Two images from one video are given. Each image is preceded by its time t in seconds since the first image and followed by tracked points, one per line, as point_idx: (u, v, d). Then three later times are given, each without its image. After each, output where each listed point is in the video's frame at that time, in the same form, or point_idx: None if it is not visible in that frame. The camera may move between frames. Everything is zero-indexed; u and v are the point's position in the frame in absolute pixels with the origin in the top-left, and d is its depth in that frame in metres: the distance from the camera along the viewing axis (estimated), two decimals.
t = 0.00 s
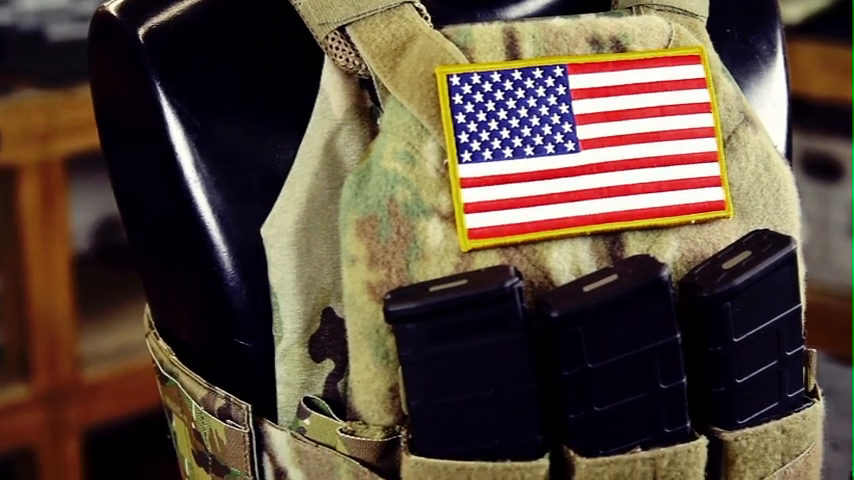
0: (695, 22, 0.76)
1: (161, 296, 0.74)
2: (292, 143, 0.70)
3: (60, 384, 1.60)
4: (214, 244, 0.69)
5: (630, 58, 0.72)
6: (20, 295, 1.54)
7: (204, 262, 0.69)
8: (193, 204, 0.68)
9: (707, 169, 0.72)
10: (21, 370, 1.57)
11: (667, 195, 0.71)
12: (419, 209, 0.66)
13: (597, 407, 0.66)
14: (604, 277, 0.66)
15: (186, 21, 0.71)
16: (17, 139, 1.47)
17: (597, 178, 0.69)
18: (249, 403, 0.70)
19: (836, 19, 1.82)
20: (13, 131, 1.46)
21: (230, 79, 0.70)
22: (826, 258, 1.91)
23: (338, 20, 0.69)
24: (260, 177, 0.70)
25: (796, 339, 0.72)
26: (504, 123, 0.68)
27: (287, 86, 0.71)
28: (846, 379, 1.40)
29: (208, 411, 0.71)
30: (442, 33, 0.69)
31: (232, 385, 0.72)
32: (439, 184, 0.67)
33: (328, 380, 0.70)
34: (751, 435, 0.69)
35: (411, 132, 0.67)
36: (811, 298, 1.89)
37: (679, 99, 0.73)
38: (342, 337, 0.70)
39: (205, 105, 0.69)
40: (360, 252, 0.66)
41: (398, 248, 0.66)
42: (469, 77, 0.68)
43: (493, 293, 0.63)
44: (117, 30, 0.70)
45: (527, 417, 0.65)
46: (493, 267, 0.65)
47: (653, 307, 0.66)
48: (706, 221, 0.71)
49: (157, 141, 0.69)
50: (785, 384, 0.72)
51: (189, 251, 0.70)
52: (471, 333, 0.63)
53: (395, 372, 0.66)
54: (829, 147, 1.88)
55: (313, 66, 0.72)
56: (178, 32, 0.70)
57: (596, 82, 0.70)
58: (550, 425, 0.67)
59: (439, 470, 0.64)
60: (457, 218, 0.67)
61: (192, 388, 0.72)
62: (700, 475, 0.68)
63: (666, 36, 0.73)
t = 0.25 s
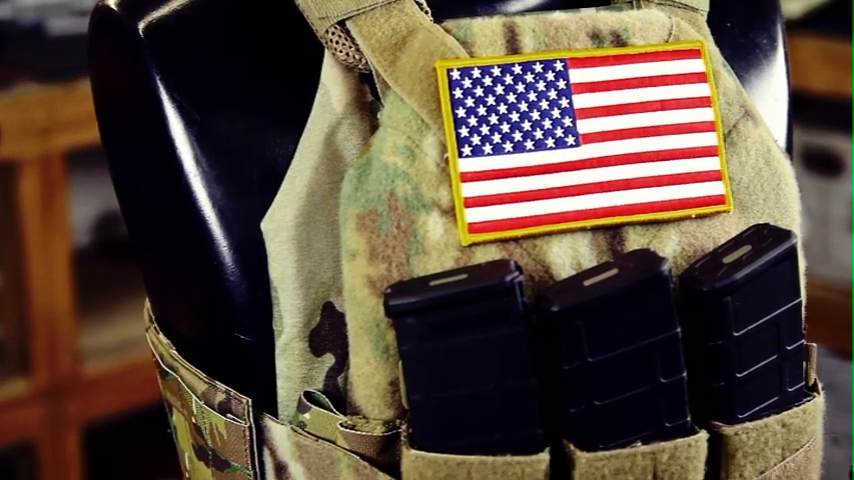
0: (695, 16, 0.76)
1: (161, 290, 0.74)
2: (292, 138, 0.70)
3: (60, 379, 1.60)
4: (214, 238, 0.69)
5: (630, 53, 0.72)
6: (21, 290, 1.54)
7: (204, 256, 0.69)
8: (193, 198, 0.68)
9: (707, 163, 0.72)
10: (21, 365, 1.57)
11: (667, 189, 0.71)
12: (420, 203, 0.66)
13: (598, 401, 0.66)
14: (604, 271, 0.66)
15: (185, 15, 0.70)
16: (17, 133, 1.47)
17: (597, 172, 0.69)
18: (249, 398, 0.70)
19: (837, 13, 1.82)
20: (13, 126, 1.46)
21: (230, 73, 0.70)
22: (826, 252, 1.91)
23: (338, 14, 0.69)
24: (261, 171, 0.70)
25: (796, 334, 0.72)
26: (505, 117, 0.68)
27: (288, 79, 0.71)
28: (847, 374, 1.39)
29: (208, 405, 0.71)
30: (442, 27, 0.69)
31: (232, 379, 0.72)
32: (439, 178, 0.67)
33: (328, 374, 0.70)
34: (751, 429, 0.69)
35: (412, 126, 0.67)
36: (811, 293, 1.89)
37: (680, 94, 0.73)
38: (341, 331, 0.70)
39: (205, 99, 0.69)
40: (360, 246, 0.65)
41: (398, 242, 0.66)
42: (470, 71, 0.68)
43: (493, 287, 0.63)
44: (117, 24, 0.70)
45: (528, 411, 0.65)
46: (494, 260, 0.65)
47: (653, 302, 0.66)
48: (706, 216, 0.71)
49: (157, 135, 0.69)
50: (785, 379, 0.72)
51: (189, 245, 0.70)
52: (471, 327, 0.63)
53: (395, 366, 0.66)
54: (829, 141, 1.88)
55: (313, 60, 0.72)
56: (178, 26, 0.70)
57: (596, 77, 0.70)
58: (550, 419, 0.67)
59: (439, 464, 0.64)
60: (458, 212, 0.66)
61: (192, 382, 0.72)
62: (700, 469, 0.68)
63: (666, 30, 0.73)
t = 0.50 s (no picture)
0: (695, 10, 0.76)
1: (161, 284, 0.74)
2: (292, 132, 0.70)
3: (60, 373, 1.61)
4: (214, 232, 0.68)
5: (630, 47, 0.71)
6: (21, 284, 1.54)
7: (205, 250, 0.69)
8: (193, 192, 0.68)
9: (707, 157, 0.72)
10: (21, 359, 1.57)
11: (667, 184, 0.71)
12: (420, 197, 0.66)
13: (597, 395, 0.66)
14: (604, 266, 0.66)
15: (184, 10, 0.70)
16: (17, 127, 1.47)
17: (598, 166, 0.69)
18: (249, 392, 0.70)
19: (837, 7, 1.82)
20: (13, 119, 1.46)
21: (230, 67, 0.70)
22: (826, 246, 1.92)
23: (338, 8, 0.69)
24: (261, 164, 0.70)
25: (796, 328, 0.72)
26: (505, 111, 0.68)
27: (288, 73, 0.71)
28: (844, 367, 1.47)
29: (208, 400, 0.71)
30: (443, 21, 0.69)
31: (232, 373, 0.72)
32: (439, 172, 0.67)
33: (328, 368, 0.70)
34: (751, 423, 0.69)
35: (412, 120, 0.67)
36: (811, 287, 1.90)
37: (681, 87, 0.72)
38: (341, 325, 0.70)
39: (205, 93, 0.69)
40: (360, 240, 0.65)
41: (398, 236, 0.65)
42: (470, 65, 0.68)
43: (493, 281, 0.62)
44: (117, 18, 0.69)
45: (528, 405, 0.65)
46: (493, 256, 0.65)
47: (653, 296, 0.66)
48: (706, 209, 0.71)
49: (157, 129, 0.69)
50: (785, 373, 0.72)
51: (190, 239, 0.70)
52: (471, 321, 0.63)
53: (395, 360, 0.66)
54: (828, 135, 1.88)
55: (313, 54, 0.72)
56: (177, 19, 0.70)
57: (596, 71, 0.70)
58: (550, 413, 0.67)
59: (439, 458, 0.64)
60: (457, 206, 0.67)
61: (192, 376, 0.72)
62: (700, 463, 0.68)
63: (666, 24, 0.73)
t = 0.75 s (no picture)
0: (696, 3, 0.75)
1: (162, 277, 0.74)
2: (292, 126, 0.70)
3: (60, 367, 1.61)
4: (214, 226, 0.68)
5: (630, 40, 0.72)
6: (21, 279, 1.54)
7: (205, 244, 0.69)
8: (193, 186, 0.68)
9: (707, 150, 0.72)
10: (21, 353, 1.57)
11: (668, 177, 0.71)
12: (420, 191, 0.66)
13: (598, 389, 0.66)
14: (605, 259, 0.66)
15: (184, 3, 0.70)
16: (17, 121, 1.47)
17: (598, 160, 0.69)
18: (250, 385, 0.70)
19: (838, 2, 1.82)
20: (13, 114, 1.46)
21: (230, 60, 0.70)
22: (827, 241, 1.92)
23: (338, 2, 0.69)
24: (261, 159, 0.69)
25: (796, 321, 0.72)
26: (506, 105, 0.68)
27: (288, 67, 0.71)
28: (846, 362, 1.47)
29: (209, 393, 0.71)
30: (443, 15, 0.69)
31: (232, 367, 0.72)
32: (439, 166, 0.67)
33: (329, 362, 0.70)
34: (751, 417, 0.69)
35: (412, 114, 0.67)
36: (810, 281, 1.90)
37: (681, 81, 0.73)
38: (342, 318, 0.70)
39: (205, 87, 0.69)
40: (361, 234, 0.65)
41: (398, 230, 0.65)
42: (470, 59, 0.68)
43: (493, 275, 0.62)
44: (117, 12, 0.69)
45: (528, 398, 0.65)
46: (494, 249, 0.65)
47: (653, 290, 0.66)
48: (706, 203, 0.71)
49: (158, 122, 0.69)
50: (785, 367, 0.72)
51: (190, 232, 0.70)
52: (471, 315, 0.63)
53: (396, 354, 0.66)
54: (828, 129, 1.88)
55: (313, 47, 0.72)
56: (177, 13, 0.69)
57: (597, 65, 0.70)
58: (550, 406, 0.67)
59: (439, 452, 0.64)
60: (458, 200, 0.66)
61: (193, 370, 0.72)
62: (700, 457, 0.68)
63: (667, 18, 0.73)
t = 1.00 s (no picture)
0: None
1: (162, 271, 0.74)
2: (292, 120, 0.70)
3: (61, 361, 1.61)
4: (214, 219, 0.68)
5: (630, 34, 0.71)
6: (21, 274, 1.54)
7: (205, 237, 0.69)
8: (193, 179, 0.68)
9: (708, 144, 0.72)
10: (21, 348, 1.57)
11: (668, 171, 0.71)
12: (420, 185, 0.66)
13: (597, 382, 0.66)
14: (606, 253, 0.66)
15: None
16: (17, 115, 1.47)
17: (598, 153, 0.69)
18: (250, 379, 0.70)
19: None
20: (13, 108, 1.46)
21: (230, 54, 0.70)
22: (827, 235, 1.92)
23: None
24: (261, 152, 0.69)
25: (796, 315, 0.72)
26: (507, 99, 0.68)
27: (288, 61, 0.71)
28: None
29: (209, 387, 0.71)
30: (444, 8, 0.69)
31: (232, 361, 0.72)
32: (440, 159, 0.67)
33: (329, 356, 0.70)
34: (751, 410, 0.69)
35: (413, 107, 0.67)
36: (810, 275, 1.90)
37: (681, 74, 0.73)
38: (342, 312, 0.70)
39: (205, 81, 0.69)
40: (361, 228, 0.65)
41: (398, 224, 0.65)
42: (470, 52, 0.68)
43: (494, 269, 0.62)
44: (117, 6, 0.69)
45: (528, 392, 0.65)
46: (494, 242, 0.65)
47: (653, 283, 0.66)
48: (707, 197, 0.71)
49: (158, 116, 0.69)
50: (785, 360, 0.71)
51: (190, 226, 0.70)
52: (471, 308, 0.63)
53: (396, 347, 0.66)
54: (829, 124, 1.88)
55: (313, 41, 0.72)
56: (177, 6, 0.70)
57: (598, 58, 0.70)
58: (550, 399, 0.67)
59: (439, 446, 0.64)
60: (458, 193, 0.67)
61: (193, 363, 0.72)
62: (700, 451, 0.68)
63: (667, 12, 0.73)
